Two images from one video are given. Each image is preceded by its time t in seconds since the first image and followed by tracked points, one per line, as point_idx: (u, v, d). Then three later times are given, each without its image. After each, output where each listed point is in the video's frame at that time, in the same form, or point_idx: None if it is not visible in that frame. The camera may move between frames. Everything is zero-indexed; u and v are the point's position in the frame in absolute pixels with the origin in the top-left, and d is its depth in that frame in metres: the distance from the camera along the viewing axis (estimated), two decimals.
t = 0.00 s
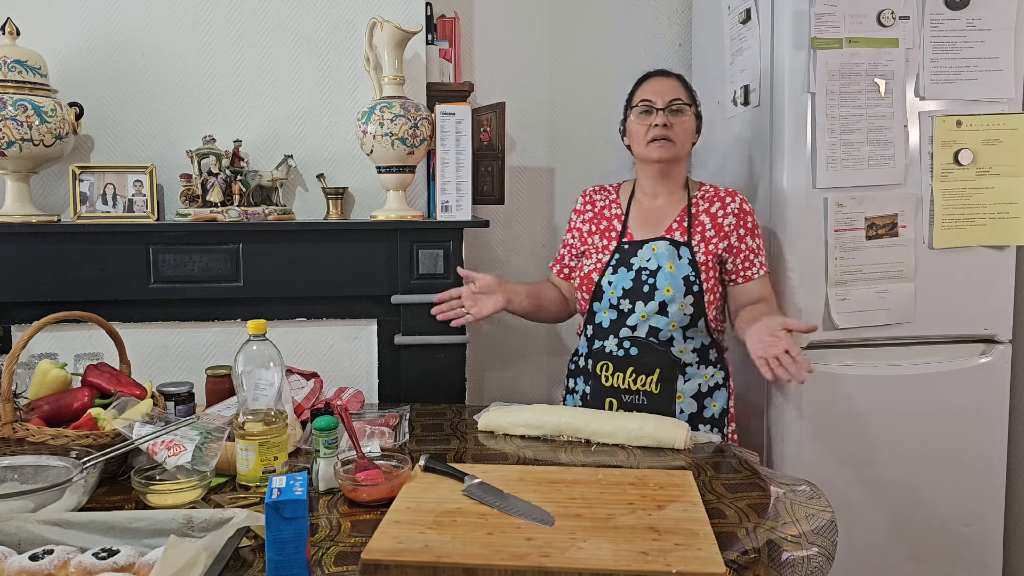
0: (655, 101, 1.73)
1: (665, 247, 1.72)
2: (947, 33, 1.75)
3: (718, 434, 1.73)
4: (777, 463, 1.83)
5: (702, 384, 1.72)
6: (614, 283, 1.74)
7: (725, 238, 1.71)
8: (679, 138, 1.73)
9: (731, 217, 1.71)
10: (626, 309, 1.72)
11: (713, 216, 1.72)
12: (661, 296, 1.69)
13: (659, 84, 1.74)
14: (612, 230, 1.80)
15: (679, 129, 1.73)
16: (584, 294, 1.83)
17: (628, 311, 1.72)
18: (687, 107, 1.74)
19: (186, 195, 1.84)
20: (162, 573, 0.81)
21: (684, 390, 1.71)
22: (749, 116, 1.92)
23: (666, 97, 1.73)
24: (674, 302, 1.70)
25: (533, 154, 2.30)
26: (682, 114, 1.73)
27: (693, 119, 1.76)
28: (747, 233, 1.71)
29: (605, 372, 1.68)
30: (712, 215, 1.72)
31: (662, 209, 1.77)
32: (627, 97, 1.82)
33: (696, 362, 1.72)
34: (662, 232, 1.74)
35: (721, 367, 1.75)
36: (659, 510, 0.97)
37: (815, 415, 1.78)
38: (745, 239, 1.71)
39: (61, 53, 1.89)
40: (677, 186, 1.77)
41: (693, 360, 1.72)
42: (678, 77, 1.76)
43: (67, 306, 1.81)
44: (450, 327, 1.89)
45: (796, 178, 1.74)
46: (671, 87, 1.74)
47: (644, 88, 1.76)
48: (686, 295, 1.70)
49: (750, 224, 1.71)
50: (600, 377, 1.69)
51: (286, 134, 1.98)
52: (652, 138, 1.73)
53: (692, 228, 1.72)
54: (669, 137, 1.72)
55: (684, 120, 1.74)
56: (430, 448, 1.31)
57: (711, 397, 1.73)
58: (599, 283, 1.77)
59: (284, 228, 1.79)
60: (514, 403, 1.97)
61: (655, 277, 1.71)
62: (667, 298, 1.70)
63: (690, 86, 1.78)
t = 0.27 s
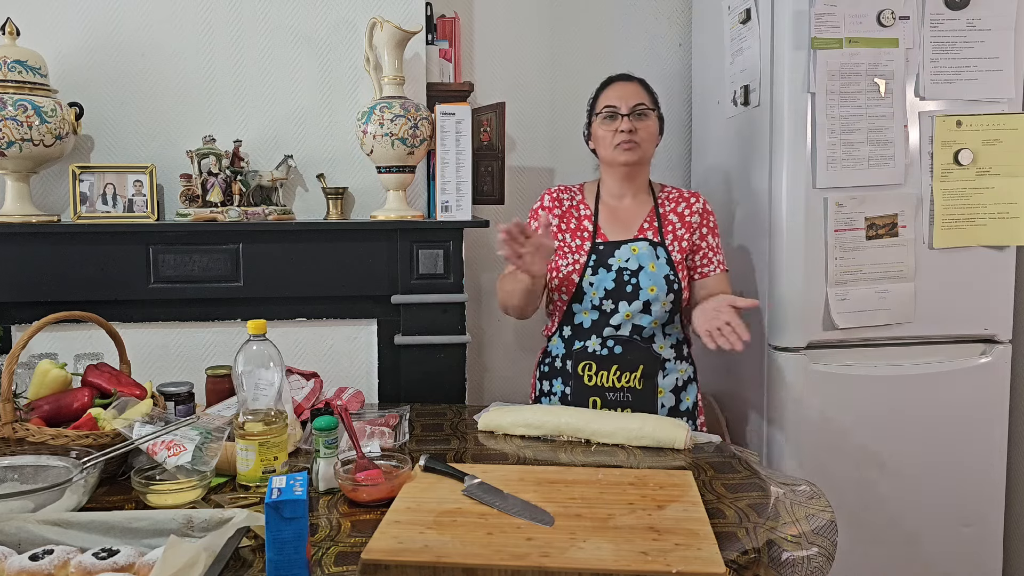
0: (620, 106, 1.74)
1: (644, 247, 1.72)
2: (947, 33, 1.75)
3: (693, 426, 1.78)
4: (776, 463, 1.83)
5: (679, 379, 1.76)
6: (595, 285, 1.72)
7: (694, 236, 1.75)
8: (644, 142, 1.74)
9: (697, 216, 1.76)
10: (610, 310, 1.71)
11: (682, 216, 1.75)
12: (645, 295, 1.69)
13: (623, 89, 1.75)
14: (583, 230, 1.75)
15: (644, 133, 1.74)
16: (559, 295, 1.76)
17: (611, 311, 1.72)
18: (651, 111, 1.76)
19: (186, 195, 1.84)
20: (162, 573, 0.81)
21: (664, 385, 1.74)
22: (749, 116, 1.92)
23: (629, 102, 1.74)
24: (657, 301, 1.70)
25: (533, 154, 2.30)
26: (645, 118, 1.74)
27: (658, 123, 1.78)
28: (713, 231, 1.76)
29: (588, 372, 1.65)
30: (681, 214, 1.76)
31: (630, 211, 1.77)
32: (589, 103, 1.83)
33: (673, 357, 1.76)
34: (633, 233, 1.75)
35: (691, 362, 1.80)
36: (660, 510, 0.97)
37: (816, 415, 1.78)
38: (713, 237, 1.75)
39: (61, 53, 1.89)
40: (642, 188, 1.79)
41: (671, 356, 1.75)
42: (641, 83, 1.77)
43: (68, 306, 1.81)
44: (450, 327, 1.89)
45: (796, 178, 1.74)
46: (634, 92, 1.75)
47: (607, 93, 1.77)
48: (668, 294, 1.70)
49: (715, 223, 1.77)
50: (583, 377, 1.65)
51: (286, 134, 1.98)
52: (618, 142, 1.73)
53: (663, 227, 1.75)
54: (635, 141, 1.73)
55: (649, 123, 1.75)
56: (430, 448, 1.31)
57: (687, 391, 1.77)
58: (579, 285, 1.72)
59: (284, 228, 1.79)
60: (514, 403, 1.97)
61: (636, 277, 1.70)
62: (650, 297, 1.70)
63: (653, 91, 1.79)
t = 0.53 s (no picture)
0: (596, 108, 1.74)
1: (637, 245, 1.72)
2: (947, 33, 1.75)
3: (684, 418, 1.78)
4: (777, 464, 1.82)
5: (670, 373, 1.75)
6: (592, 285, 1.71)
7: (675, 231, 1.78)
8: (623, 141, 1.74)
9: (675, 211, 1.79)
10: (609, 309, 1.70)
11: (662, 212, 1.78)
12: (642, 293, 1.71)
13: (598, 91, 1.75)
14: (572, 230, 1.75)
15: (622, 133, 1.74)
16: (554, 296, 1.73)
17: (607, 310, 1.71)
18: (627, 111, 1.76)
19: (186, 195, 1.84)
20: (162, 573, 0.81)
21: (659, 380, 1.73)
22: (749, 116, 1.92)
23: (606, 103, 1.73)
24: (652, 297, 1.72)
25: (533, 154, 2.30)
26: (622, 119, 1.74)
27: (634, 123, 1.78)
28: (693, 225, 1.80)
29: (586, 372, 1.68)
30: (661, 210, 1.78)
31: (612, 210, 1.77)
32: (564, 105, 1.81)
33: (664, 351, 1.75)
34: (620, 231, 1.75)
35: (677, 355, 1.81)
36: (660, 510, 0.97)
37: (817, 415, 1.78)
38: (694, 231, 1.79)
39: (61, 53, 1.89)
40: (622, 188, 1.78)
41: (664, 351, 1.74)
42: (616, 83, 1.77)
43: (68, 306, 1.81)
44: (450, 327, 1.89)
45: (796, 179, 1.74)
46: (609, 93, 1.75)
47: (583, 96, 1.76)
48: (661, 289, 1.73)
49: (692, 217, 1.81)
50: (581, 378, 1.69)
51: (286, 134, 1.98)
52: (596, 144, 1.73)
53: (647, 225, 1.76)
54: (613, 141, 1.73)
55: (626, 123, 1.74)
56: (430, 447, 1.31)
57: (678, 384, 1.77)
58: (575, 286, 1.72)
59: (284, 228, 1.79)
60: (514, 404, 1.97)
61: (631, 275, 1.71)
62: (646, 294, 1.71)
63: (628, 92, 1.79)
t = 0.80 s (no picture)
0: (585, 113, 1.72)
1: (635, 246, 1.73)
2: (947, 33, 1.75)
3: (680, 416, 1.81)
4: (777, 464, 1.83)
5: (667, 371, 1.78)
6: (590, 285, 1.71)
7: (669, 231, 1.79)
8: (612, 146, 1.73)
9: (670, 213, 1.80)
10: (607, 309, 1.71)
11: (657, 213, 1.79)
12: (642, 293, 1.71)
13: (587, 95, 1.73)
14: (568, 231, 1.74)
15: (611, 137, 1.72)
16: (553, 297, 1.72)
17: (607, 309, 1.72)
18: (617, 114, 1.74)
19: (186, 195, 1.84)
20: (162, 573, 0.81)
21: (657, 378, 1.75)
22: (749, 116, 1.92)
23: (594, 108, 1.72)
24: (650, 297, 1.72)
25: (533, 154, 2.30)
26: (611, 123, 1.72)
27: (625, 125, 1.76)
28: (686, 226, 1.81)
29: (587, 372, 1.68)
30: (656, 211, 1.79)
31: (606, 212, 1.77)
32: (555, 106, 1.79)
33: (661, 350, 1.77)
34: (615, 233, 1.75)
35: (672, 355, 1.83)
36: (659, 510, 0.97)
37: (817, 414, 1.78)
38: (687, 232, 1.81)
39: (61, 53, 1.89)
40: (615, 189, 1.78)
41: (661, 349, 1.77)
42: (606, 85, 1.75)
43: (68, 306, 1.81)
44: (450, 327, 1.89)
45: (796, 179, 1.74)
46: (598, 96, 1.73)
47: (573, 99, 1.75)
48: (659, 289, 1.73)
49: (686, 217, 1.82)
50: (582, 378, 1.68)
51: (286, 134, 1.98)
52: (585, 149, 1.72)
53: (642, 225, 1.77)
54: (602, 146, 1.72)
55: (615, 127, 1.73)
56: (430, 447, 1.31)
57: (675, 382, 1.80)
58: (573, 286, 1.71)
59: (284, 228, 1.79)
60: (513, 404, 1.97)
61: (630, 274, 1.71)
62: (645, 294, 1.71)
63: (619, 91, 1.76)
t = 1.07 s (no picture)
0: (576, 121, 1.71)
1: (632, 247, 1.72)
2: (947, 33, 1.75)
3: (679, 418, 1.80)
4: (777, 464, 1.83)
5: (666, 373, 1.78)
6: (586, 286, 1.70)
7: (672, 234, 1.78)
8: (604, 152, 1.71)
9: (674, 215, 1.79)
10: (602, 310, 1.70)
11: (660, 215, 1.78)
12: (638, 294, 1.69)
13: (579, 101, 1.71)
14: (566, 233, 1.74)
15: (602, 144, 1.71)
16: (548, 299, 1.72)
17: (602, 310, 1.70)
18: (610, 120, 1.71)
19: (186, 195, 1.84)
20: (162, 573, 0.81)
21: (653, 380, 1.75)
22: (749, 116, 1.92)
23: (585, 115, 1.70)
24: (647, 299, 1.71)
25: (533, 154, 2.30)
26: (602, 130, 1.70)
27: (621, 128, 1.73)
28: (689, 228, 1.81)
29: (581, 372, 1.70)
30: (659, 214, 1.79)
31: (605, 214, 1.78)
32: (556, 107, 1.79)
33: (660, 352, 1.77)
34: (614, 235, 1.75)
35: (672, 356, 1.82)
36: (660, 510, 0.97)
37: (816, 415, 1.78)
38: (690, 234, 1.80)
39: (61, 53, 1.89)
40: (614, 190, 1.78)
41: (659, 350, 1.76)
42: (600, 89, 1.71)
43: (68, 306, 1.81)
44: (450, 327, 1.89)
45: (796, 179, 1.74)
46: (590, 103, 1.71)
47: (568, 104, 1.73)
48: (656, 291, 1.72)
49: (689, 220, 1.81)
50: (576, 378, 1.70)
51: (286, 134, 1.98)
52: (577, 157, 1.73)
53: (644, 228, 1.76)
54: (593, 155, 1.71)
55: (607, 134, 1.71)
56: (430, 447, 1.31)
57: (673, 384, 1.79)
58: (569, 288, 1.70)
59: (284, 228, 1.80)
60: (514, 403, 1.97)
61: (627, 276, 1.70)
62: (641, 296, 1.70)
63: (617, 92, 1.73)
